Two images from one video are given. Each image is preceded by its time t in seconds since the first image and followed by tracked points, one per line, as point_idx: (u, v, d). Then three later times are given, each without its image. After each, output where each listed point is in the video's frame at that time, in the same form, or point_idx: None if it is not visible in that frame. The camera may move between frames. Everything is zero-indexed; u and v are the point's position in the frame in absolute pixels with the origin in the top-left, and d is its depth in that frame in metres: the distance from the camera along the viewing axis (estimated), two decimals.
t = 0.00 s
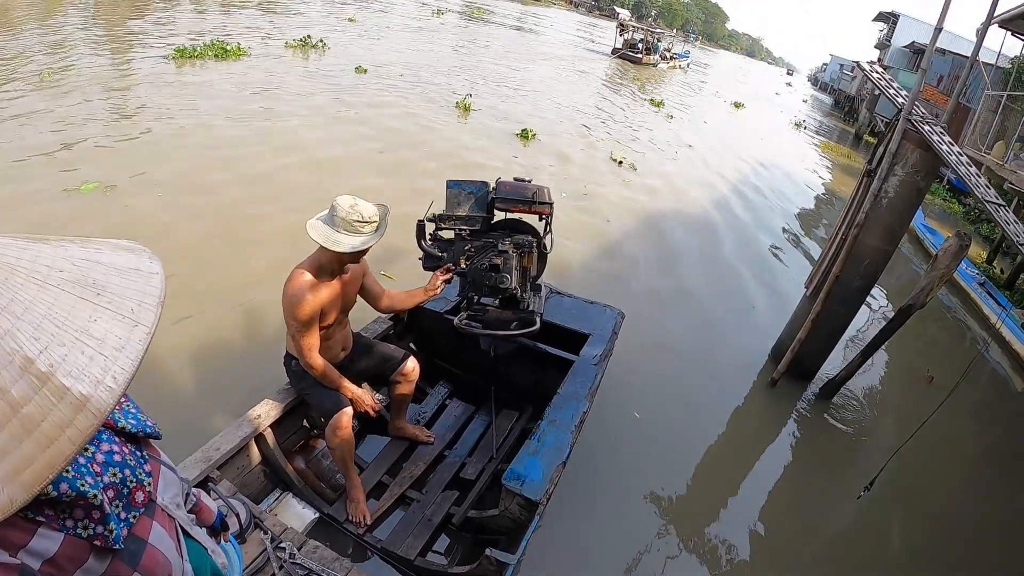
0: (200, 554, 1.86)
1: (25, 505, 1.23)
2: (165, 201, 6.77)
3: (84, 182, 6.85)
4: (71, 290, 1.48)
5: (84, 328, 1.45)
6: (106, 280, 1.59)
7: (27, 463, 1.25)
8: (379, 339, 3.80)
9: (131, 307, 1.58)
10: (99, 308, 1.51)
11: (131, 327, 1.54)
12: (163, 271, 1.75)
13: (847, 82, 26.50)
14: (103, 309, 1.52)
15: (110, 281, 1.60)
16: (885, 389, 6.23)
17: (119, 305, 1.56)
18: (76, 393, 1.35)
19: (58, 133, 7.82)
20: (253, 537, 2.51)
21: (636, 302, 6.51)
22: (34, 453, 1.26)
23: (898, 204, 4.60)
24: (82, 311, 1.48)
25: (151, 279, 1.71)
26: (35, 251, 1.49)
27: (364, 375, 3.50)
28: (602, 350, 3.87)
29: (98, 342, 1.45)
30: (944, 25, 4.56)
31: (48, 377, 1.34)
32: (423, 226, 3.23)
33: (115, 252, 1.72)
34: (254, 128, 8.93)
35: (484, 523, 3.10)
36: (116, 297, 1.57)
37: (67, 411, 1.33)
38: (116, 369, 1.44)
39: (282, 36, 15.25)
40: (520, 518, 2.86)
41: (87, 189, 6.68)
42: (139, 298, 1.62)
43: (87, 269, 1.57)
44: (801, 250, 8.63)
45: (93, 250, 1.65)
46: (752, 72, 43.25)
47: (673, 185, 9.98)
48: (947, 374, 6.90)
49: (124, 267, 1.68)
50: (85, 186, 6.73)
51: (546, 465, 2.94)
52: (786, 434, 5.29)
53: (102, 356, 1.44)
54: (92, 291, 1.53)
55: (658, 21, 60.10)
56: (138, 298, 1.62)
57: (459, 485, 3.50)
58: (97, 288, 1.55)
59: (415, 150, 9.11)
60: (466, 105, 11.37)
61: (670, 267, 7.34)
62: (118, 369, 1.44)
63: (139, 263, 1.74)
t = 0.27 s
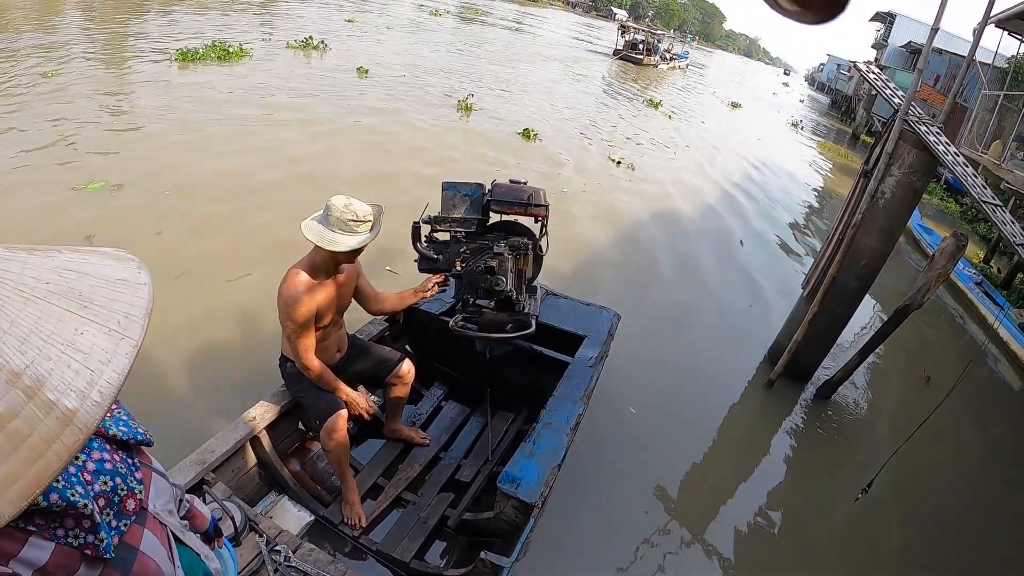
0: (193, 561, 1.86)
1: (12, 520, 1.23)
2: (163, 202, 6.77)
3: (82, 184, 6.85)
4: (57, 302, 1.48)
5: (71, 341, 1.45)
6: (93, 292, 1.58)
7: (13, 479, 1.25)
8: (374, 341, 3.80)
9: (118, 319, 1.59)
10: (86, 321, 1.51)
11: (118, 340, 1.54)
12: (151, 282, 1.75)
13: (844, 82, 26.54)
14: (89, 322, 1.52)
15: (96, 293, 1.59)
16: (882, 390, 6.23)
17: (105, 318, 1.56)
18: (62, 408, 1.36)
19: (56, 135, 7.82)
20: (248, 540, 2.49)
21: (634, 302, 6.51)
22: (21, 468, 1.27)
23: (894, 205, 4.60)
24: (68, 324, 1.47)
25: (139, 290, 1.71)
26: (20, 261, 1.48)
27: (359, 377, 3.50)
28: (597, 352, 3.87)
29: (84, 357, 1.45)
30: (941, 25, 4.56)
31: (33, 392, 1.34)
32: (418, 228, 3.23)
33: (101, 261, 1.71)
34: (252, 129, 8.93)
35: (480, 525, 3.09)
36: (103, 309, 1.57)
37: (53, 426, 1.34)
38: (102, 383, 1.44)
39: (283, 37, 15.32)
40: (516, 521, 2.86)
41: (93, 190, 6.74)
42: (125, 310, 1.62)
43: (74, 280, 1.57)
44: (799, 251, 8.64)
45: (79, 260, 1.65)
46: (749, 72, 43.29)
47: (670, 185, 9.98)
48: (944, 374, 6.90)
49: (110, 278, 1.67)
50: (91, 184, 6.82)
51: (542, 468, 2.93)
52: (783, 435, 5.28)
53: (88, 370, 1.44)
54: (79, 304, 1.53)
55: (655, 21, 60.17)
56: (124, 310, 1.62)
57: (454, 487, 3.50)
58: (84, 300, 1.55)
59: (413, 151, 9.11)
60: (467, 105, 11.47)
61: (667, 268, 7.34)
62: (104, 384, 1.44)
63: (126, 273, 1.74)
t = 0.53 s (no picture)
0: (191, 567, 1.86)
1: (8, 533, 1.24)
2: (160, 206, 6.78)
3: (79, 188, 6.85)
4: (51, 316, 1.48)
5: (65, 355, 1.46)
6: (86, 305, 1.59)
7: (8, 493, 1.25)
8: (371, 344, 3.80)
9: (111, 332, 1.59)
10: (79, 335, 1.52)
11: (112, 353, 1.55)
12: (145, 294, 1.76)
13: (840, 82, 26.59)
14: (82, 335, 1.52)
15: (90, 305, 1.60)
16: (879, 389, 6.24)
17: (99, 331, 1.57)
18: (56, 422, 1.37)
19: (53, 139, 7.83)
20: (246, 543, 2.49)
21: (631, 303, 6.53)
22: (15, 482, 1.27)
23: (890, 206, 4.61)
24: (62, 338, 1.48)
25: (133, 302, 1.72)
26: (14, 274, 1.48)
27: (356, 379, 3.50)
28: (594, 354, 3.88)
29: (78, 370, 1.46)
30: (936, 25, 4.57)
31: (28, 406, 1.34)
32: (414, 231, 3.22)
33: (95, 273, 1.72)
34: (250, 132, 8.94)
35: (478, 527, 3.10)
36: (97, 322, 1.58)
37: (47, 441, 1.34)
38: (96, 396, 1.45)
39: (283, 39, 15.47)
40: (513, 523, 2.87)
41: (103, 189, 6.89)
42: (120, 323, 1.62)
43: (68, 293, 1.57)
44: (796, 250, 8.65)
45: (73, 272, 1.65)
46: (746, 72, 43.37)
47: (668, 186, 10.00)
48: (942, 373, 6.91)
49: (104, 291, 1.68)
50: (98, 186, 6.91)
51: (538, 470, 2.94)
52: (781, 435, 5.28)
53: (81, 384, 1.45)
54: (72, 317, 1.53)
55: (652, 21, 60.26)
56: (118, 323, 1.63)
57: (451, 490, 3.51)
58: (77, 313, 1.55)
59: (410, 153, 9.12)
60: (467, 107, 11.57)
61: (665, 268, 7.36)
62: (98, 397, 1.45)
63: (120, 285, 1.74)
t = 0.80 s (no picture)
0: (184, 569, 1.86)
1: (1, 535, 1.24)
2: (158, 208, 6.78)
3: (77, 189, 6.85)
4: (46, 320, 1.48)
5: (59, 359, 1.46)
6: (81, 310, 1.59)
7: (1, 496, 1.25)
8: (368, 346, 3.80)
9: (105, 337, 1.59)
10: (74, 339, 1.52)
11: (106, 359, 1.55)
12: (139, 299, 1.76)
13: (837, 81, 26.63)
14: (76, 340, 1.52)
15: (84, 310, 1.60)
16: (878, 388, 6.23)
17: (93, 336, 1.57)
18: (49, 425, 1.37)
19: (52, 141, 7.83)
20: (243, 546, 2.49)
21: (629, 303, 6.53)
22: (9, 486, 1.27)
23: (887, 205, 4.61)
24: (56, 343, 1.48)
25: (127, 307, 1.72)
26: (10, 277, 1.49)
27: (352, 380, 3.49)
28: (590, 354, 3.88)
29: (72, 375, 1.46)
30: (932, 24, 4.58)
31: (21, 410, 1.34)
32: (410, 233, 3.23)
33: (90, 276, 1.72)
34: (248, 134, 8.95)
35: (475, 529, 3.10)
36: (91, 327, 1.58)
37: (40, 445, 1.34)
38: (89, 401, 1.45)
39: (282, 41, 15.55)
40: (510, 523, 2.87)
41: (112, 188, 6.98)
42: (114, 329, 1.63)
43: (63, 297, 1.58)
44: (794, 249, 8.65)
45: (66, 276, 1.65)
46: (743, 72, 43.44)
47: (666, 186, 10.01)
48: (940, 371, 6.91)
49: (99, 295, 1.68)
50: (108, 185, 7.00)
51: (534, 471, 2.94)
52: (780, 434, 5.27)
53: (75, 388, 1.45)
54: (67, 321, 1.53)
55: (649, 22, 60.36)
56: (112, 328, 1.63)
57: (449, 491, 3.51)
58: (71, 318, 1.55)
59: (408, 154, 9.14)
60: (468, 108, 11.62)
61: (663, 268, 7.36)
62: (92, 402, 1.45)
63: (115, 290, 1.74)
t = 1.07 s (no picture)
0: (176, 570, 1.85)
1: None
2: (157, 210, 6.77)
3: (75, 192, 6.84)
4: (39, 318, 1.49)
5: (51, 357, 1.46)
6: (74, 309, 1.59)
7: None
8: (366, 347, 3.80)
9: (97, 337, 1.59)
10: (65, 338, 1.52)
11: (96, 357, 1.54)
12: (131, 299, 1.76)
13: (835, 81, 26.63)
14: (68, 339, 1.52)
15: (77, 309, 1.60)
16: (878, 387, 6.22)
17: (84, 334, 1.57)
18: (40, 423, 1.36)
19: (50, 143, 7.82)
20: (240, 550, 2.50)
21: (628, 304, 6.53)
22: None
23: (885, 204, 4.61)
24: (47, 341, 1.48)
25: (119, 307, 1.72)
26: (3, 276, 1.49)
27: (350, 383, 3.48)
28: (589, 355, 3.88)
29: (62, 373, 1.46)
30: (929, 22, 4.58)
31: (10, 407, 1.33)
32: (405, 235, 3.22)
33: (83, 277, 1.73)
34: (246, 136, 8.95)
35: (473, 531, 3.09)
36: (83, 326, 1.58)
37: (31, 442, 1.34)
38: (80, 400, 1.45)
39: (282, 43, 15.59)
40: (508, 525, 2.87)
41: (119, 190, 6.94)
42: (105, 328, 1.62)
43: (55, 295, 1.58)
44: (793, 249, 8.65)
45: (59, 277, 1.65)
46: (741, 72, 43.47)
47: (664, 186, 10.01)
48: (940, 370, 6.90)
49: (91, 295, 1.68)
50: (116, 186, 7.03)
51: (533, 472, 2.94)
52: (780, 434, 5.26)
53: (65, 387, 1.44)
54: (59, 320, 1.53)
55: (647, 23, 60.45)
56: (103, 327, 1.63)
57: (447, 494, 3.51)
58: (63, 317, 1.55)
59: (406, 156, 9.13)
60: (469, 110, 11.62)
61: (662, 269, 7.36)
62: (82, 400, 1.45)
63: (107, 290, 1.74)
